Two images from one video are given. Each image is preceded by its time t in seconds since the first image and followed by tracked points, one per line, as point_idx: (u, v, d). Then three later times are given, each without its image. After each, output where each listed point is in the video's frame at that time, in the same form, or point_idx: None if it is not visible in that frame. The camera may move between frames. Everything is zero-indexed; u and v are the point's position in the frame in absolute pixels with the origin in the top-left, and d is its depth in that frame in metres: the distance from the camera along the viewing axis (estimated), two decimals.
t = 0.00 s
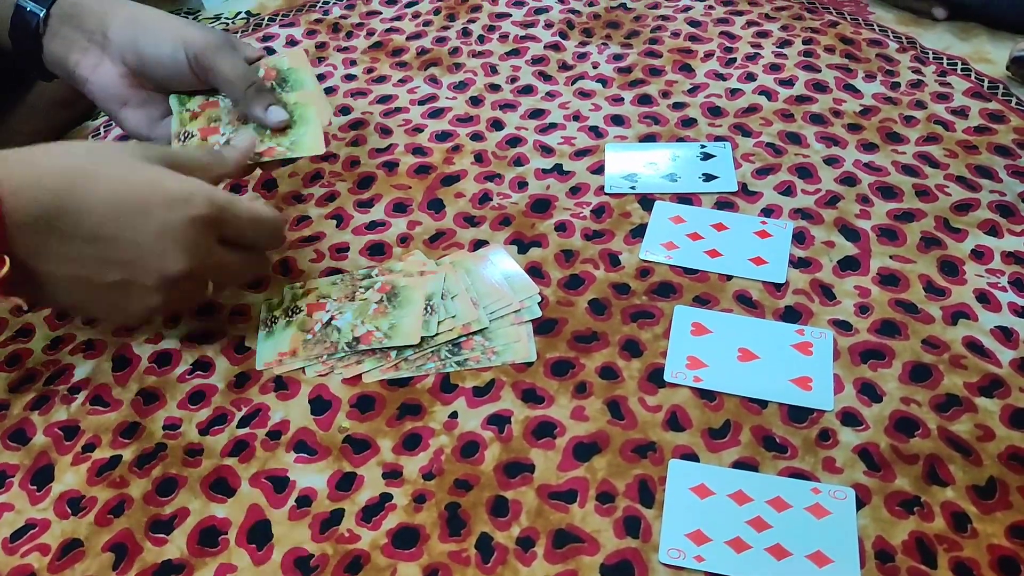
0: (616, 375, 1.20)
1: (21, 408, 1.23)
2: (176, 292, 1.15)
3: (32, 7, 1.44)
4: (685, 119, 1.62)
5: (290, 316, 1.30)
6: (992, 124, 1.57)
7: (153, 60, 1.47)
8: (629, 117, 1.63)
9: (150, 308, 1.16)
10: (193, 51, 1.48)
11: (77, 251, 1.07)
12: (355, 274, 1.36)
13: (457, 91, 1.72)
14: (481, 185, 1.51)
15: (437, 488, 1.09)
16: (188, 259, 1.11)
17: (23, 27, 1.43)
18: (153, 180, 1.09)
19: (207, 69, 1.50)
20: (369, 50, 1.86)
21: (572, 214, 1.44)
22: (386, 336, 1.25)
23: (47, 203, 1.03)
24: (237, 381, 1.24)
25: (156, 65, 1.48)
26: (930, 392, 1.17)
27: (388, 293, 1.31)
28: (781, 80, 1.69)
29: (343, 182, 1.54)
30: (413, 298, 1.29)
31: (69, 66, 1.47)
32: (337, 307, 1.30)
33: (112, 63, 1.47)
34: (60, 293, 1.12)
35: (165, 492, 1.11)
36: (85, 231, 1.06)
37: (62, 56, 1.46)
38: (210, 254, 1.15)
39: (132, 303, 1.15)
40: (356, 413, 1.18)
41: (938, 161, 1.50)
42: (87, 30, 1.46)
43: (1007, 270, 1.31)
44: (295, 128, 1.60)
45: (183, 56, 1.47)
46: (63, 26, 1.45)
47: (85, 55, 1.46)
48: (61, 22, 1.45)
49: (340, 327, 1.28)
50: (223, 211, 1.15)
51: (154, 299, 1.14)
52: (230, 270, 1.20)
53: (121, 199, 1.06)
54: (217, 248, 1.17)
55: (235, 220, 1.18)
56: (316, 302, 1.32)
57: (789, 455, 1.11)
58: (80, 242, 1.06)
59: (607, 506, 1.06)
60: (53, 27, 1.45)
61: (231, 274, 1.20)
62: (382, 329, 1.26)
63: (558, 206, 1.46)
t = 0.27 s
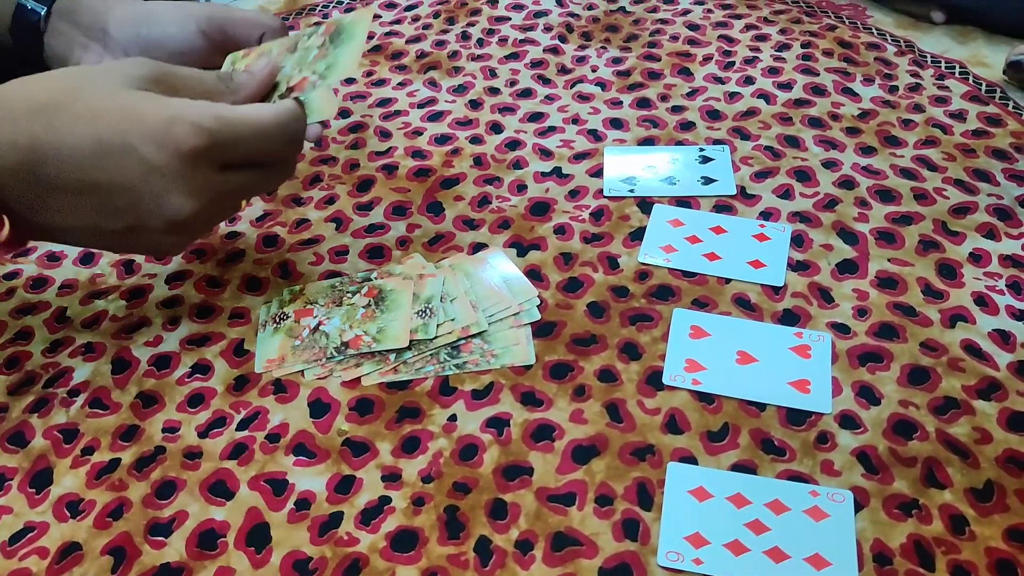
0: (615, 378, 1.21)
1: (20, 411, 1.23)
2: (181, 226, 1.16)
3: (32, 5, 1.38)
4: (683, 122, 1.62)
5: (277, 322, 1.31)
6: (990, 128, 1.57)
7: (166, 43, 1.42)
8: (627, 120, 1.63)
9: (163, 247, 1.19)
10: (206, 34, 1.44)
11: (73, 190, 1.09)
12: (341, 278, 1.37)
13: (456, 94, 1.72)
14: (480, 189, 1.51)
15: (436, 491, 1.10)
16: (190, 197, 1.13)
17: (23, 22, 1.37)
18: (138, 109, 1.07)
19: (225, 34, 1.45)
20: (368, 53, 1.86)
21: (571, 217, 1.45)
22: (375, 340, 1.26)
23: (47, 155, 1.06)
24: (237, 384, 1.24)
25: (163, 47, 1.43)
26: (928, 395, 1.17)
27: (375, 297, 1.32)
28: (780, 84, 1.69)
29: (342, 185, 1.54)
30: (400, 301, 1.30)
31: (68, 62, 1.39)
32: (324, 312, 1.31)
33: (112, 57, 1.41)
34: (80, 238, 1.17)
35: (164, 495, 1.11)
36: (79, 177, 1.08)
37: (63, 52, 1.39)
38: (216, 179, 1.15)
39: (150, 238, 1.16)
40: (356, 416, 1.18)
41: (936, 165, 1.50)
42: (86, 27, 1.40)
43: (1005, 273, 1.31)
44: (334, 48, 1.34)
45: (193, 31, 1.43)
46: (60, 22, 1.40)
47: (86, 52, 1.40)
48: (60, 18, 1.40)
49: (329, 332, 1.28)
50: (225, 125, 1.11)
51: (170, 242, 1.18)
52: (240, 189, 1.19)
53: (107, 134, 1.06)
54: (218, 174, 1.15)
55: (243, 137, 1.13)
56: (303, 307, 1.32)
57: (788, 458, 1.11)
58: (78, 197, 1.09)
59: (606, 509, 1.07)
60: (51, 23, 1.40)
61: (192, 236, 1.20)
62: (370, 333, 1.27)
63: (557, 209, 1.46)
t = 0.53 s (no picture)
0: (613, 378, 1.21)
1: (17, 411, 1.22)
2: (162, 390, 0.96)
3: (29, 11, 1.39)
4: (681, 123, 1.62)
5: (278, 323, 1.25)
6: (988, 128, 1.57)
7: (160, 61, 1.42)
8: (626, 120, 1.63)
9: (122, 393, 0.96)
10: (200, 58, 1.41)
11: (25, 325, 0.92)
12: (339, 279, 1.34)
13: (454, 94, 1.72)
14: (478, 189, 1.51)
15: (434, 491, 1.09)
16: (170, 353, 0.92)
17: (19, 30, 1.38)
18: (173, 254, 0.94)
19: (218, 66, 1.42)
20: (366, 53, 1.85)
21: (569, 217, 1.45)
22: (379, 343, 1.23)
23: (45, 242, 0.92)
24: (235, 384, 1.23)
25: (157, 62, 1.42)
26: (926, 396, 1.17)
27: (379, 298, 1.28)
28: (778, 84, 1.69)
29: (340, 185, 1.54)
30: (404, 303, 1.27)
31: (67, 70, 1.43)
32: (327, 313, 1.26)
33: (109, 67, 1.44)
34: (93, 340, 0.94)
35: (161, 495, 1.11)
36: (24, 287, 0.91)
37: (60, 58, 1.42)
38: (230, 341, 0.96)
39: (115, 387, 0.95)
40: (354, 416, 1.18)
41: (934, 165, 1.50)
42: (85, 34, 1.42)
43: (1002, 273, 1.32)
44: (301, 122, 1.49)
45: (188, 52, 1.40)
46: (59, 29, 1.41)
47: (84, 58, 1.43)
48: (59, 24, 1.41)
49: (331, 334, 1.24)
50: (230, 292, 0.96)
51: (141, 396, 0.95)
52: (231, 363, 0.98)
53: (143, 269, 0.93)
54: (237, 328, 0.97)
55: (255, 305, 0.99)
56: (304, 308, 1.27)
57: (786, 458, 1.11)
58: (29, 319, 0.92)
59: (604, 509, 1.06)
60: (50, 29, 1.41)
61: (270, 374, 1.01)
62: (374, 335, 1.24)
63: (555, 210, 1.46)
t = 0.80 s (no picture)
0: (613, 378, 1.20)
1: (17, 411, 1.23)
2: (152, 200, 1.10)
3: (19, 5, 1.33)
4: (681, 121, 1.62)
5: (259, 332, 1.29)
6: (989, 127, 1.57)
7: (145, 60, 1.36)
8: (626, 119, 1.63)
9: (125, 231, 1.12)
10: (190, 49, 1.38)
11: None
12: (337, 279, 1.36)
13: (454, 93, 1.72)
14: (477, 188, 1.51)
15: (433, 491, 1.09)
16: (158, 168, 1.06)
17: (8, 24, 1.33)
18: (103, 88, 1.01)
19: (197, 50, 1.38)
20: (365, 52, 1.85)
21: (568, 217, 1.44)
22: (358, 348, 1.24)
23: None
24: (234, 384, 1.23)
25: (145, 57, 1.36)
26: (926, 395, 1.16)
27: (357, 304, 1.30)
28: (778, 83, 1.69)
29: (340, 185, 1.54)
30: (383, 308, 1.29)
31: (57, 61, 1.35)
32: (305, 321, 1.29)
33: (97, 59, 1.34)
34: (35, 216, 1.09)
35: (161, 495, 1.11)
36: None
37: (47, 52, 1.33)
38: (193, 159, 1.12)
39: (112, 218, 1.09)
40: (353, 416, 1.18)
41: (935, 164, 1.50)
42: (73, 26, 1.34)
43: (1004, 273, 1.31)
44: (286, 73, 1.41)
45: (167, 46, 1.37)
46: (47, 21, 1.33)
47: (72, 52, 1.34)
48: (46, 18, 1.33)
49: (310, 341, 1.26)
50: (199, 110, 1.10)
51: (140, 215, 1.10)
52: (206, 174, 1.16)
53: (82, 107, 0.99)
54: (192, 155, 1.12)
55: (206, 120, 1.11)
56: (285, 316, 1.30)
57: (786, 458, 1.11)
58: None
59: (603, 509, 1.06)
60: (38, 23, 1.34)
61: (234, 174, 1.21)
62: (352, 341, 1.25)
63: (555, 209, 1.46)
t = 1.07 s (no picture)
0: (613, 377, 1.20)
1: (18, 411, 1.23)
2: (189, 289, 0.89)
3: (26, 5, 1.34)
4: (682, 121, 1.62)
5: (260, 331, 1.29)
6: (990, 126, 1.56)
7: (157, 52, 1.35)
8: (626, 119, 1.63)
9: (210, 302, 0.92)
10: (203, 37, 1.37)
11: None
12: (338, 278, 1.36)
13: (454, 93, 1.72)
14: (478, 188, 1.51)
15: (435, 491, 1.09)
16: (232, 260, 0.85)
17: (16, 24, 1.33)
18: (172, 168, 0.79)
19: (218, 34, 1.37)
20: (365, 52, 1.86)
21: (569, 216, 1.44)
22: (359, 348, 1.24)
23: (36, 225, 0.78)
24: (235, 383, 1.23)
25: (159, 47, 1.35)
26: (927, 395, 1.16)
27: (358, 303, 1.30)
28: (779, 82, 1.69)
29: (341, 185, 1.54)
30: (383, 307, 1.29)
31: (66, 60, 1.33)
32: (306, 320, 1.29)
33: (106, 56, 1.33)
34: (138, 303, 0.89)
35: (163, 495, 1.11)
36: None
37: (55, 53, 1.32)
38: (264, 242, 0.87)
39: (191, 304, 0.89)
40: (354, 416, 1.18)
41: (936, 163, 1.49)
42: (81, 26, 1.32)
43: (1005, 272, 1.31)
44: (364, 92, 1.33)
45: (186, 33, 1.35)
46: (54, 21, 1.32)
47: (79, 53, 1.32)
48: (53, 18, 1.32)
49: (311, 340, 1.26)
50: (266, 189, 0.83)
51: (207, 305, 0.91)
52: (282, 253, 0.90)
53: (152, 203, 0.78)
54: (262, 236, 0.87)
55: (271, 194, 0.84)
56: (285, 315, 1.30)
57: (787, 458, 1.10)
58: None
59: (604, 509, 1.06)
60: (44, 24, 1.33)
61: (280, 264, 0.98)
62: (353, 341, 1.25)
63: (556, 208, 1.46)
